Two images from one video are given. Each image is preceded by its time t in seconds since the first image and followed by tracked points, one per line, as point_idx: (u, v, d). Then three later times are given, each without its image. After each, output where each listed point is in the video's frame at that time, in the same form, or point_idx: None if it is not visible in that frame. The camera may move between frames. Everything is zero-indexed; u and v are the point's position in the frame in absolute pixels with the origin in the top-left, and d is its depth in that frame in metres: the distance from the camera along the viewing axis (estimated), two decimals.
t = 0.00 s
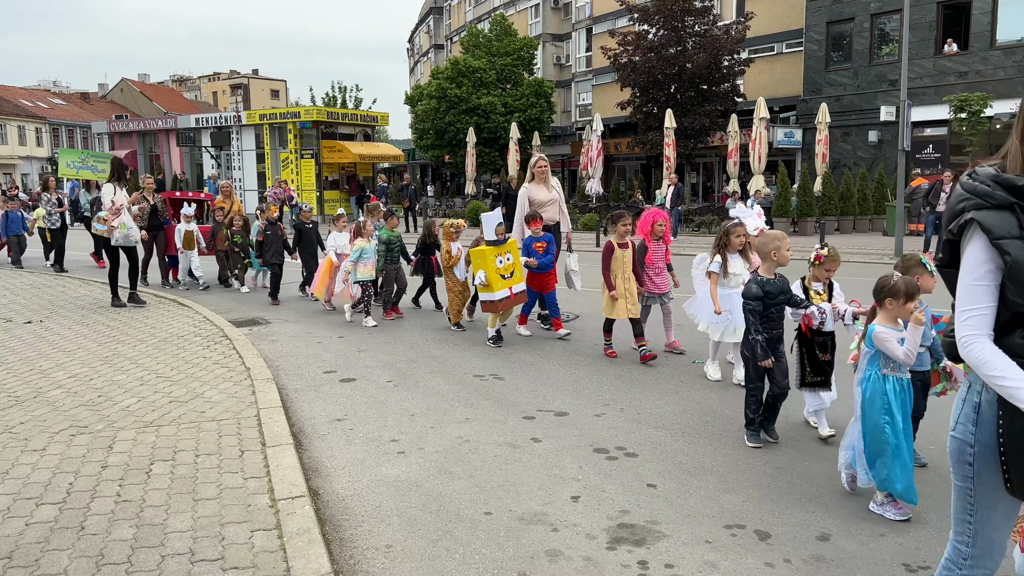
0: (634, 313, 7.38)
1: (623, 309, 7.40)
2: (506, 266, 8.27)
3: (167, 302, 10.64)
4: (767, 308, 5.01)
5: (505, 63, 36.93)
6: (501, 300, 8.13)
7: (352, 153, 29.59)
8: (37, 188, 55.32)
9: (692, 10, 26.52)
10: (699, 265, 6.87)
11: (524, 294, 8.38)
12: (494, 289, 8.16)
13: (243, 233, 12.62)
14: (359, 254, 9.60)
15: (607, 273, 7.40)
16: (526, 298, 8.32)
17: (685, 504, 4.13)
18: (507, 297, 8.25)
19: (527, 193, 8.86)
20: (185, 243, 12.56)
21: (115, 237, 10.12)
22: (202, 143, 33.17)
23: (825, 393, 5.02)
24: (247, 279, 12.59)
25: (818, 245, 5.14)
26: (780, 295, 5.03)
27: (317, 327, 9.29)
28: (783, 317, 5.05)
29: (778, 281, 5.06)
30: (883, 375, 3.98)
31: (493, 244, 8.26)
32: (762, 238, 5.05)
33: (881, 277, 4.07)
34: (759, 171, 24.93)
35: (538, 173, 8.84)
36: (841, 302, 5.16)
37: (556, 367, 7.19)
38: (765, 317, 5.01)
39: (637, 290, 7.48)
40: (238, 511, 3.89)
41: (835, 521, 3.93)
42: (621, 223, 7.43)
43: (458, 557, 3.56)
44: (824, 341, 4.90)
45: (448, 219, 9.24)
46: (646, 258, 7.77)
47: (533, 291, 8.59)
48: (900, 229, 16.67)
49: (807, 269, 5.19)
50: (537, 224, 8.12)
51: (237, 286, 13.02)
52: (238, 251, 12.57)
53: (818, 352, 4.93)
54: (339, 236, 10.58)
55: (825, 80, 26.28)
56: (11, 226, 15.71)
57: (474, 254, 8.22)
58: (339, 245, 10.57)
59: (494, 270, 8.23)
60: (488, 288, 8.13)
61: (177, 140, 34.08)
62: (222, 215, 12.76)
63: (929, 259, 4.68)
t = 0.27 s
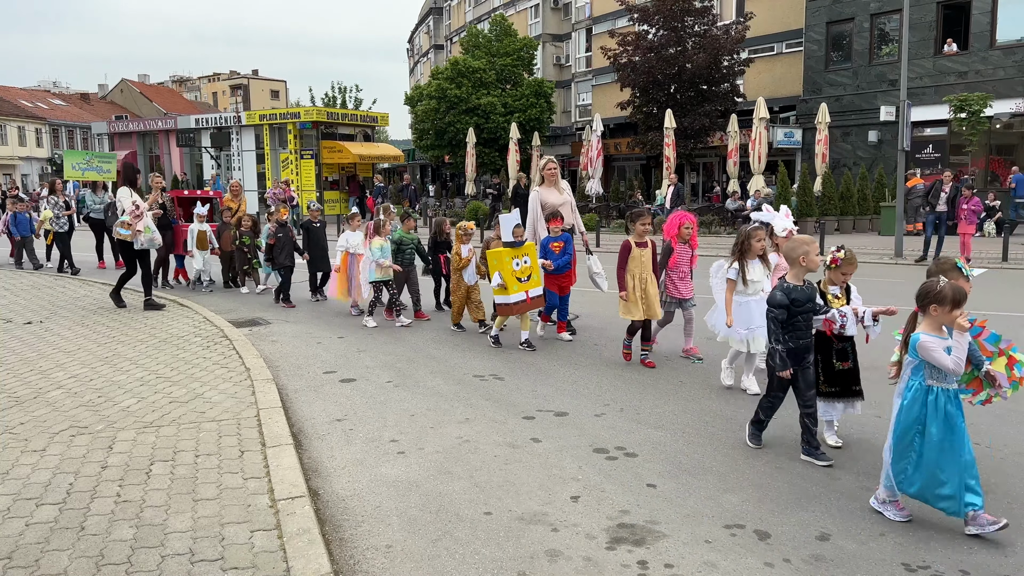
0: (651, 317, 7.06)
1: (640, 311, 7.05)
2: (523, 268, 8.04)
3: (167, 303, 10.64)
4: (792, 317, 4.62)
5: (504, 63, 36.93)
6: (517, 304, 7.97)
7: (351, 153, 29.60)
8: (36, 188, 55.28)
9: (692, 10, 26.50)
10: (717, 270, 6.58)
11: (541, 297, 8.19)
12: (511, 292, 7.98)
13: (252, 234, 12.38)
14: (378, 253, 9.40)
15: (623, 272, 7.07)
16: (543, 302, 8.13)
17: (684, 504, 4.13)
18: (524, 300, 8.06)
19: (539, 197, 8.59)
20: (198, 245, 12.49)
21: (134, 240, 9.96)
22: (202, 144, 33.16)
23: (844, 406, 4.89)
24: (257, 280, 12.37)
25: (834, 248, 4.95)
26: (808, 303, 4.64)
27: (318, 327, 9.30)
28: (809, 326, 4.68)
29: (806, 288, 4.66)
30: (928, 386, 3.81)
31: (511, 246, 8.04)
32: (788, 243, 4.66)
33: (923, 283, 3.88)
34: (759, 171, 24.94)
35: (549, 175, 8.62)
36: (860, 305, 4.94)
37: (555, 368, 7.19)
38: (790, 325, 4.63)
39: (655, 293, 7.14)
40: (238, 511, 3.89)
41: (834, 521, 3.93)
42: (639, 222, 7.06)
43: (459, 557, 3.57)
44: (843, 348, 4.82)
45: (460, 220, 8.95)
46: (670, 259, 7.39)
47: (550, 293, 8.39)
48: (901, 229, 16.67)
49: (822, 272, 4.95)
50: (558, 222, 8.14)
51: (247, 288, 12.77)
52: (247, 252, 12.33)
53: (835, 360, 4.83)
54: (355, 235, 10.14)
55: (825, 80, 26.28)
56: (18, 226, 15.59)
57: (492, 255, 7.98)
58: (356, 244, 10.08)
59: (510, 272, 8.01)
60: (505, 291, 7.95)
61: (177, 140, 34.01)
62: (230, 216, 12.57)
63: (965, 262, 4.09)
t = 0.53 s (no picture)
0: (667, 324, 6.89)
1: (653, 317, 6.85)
2: (538, 269, 7.87)
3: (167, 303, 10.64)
4: (821, 320, 4.51)
5: (504, 64, 36.95)
6: (533, 305, 7.80)
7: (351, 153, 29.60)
8: (37, 189, 55.31)
9: (692, 10, 26.48)
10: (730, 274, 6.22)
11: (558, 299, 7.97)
12: (525, 293, 7.83)
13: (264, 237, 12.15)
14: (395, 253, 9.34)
15: (634, 280, 6.97)
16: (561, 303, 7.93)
17: (684, 504, 4.14)
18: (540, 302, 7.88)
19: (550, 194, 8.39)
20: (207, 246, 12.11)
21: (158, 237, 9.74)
22: (202, 145, 33.16)
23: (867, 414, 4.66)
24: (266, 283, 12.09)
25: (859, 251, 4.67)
26: (837, 307, 4.54)
27: (318, 328, 9.30)
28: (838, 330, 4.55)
29: (835, 291, 4.56)
30: (984, 396, 3.60)
31: (526, 247, 7.92)
32: (815, 244, 4.56)
33: (984, 287, 3.68)
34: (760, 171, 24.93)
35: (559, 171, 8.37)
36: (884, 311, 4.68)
37: (556, 368, 7.19)
38: (819, 330, 4.51)
39: (670, 298, 6.97)
40: (239, 512, 3.90)
41: (835, 521, 3.93)
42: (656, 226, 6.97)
43: (459, 558, 3.57)
44: (866, 356, 4.58)
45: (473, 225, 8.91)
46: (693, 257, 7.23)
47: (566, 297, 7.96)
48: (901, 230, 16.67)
49: (846, 276, 4.70)
50: (569, 226, 7.84)
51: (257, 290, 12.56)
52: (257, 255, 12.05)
53: (858, 368, 4.59)
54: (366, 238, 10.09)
55: (825, 80, 26.28)
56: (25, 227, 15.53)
57: (507, 257, 7.90)
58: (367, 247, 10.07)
59: (525, 273, 7.87)
60: (520, 293, 7.83)
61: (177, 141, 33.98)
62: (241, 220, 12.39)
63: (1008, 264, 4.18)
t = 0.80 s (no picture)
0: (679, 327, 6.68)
1: (664, 321, 6.69)
2: (553, 273, 7.49)
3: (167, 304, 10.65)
4: (844, 332, 4.35)
5: (504, 64, 36.97)
6: (548, 310, 7.45)
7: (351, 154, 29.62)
8: (37, 190, 55.35)
9: (691, 10, 26.47)
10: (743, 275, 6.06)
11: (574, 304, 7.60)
12: (540, 299, 7.47)
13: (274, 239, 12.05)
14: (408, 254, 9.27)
15: (646, 276, 6.88)
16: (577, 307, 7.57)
17: (683, 504, 4.14)
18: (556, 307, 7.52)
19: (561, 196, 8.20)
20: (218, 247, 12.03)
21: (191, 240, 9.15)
22: (201, 145, 33.19)
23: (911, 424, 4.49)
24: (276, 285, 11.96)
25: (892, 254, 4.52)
26: (860, 316, 4.36)
27: (318, 329, 9.30)
28: (862, 340, 4.41)
29: (858, 299, 4.38)
30: None
31: (539, 251, 7.56)
32: (839, 249, 4.40)
33: None
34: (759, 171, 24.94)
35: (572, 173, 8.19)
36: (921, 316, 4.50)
37: (555, 368, 7.19)
38: (842, 342, 4.35)
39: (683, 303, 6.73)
40: (238, 513, 3.90)
41: (835, 521, 3.93)
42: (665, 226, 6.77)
43: (459, 558, 3.57)
44: (906, 363, 4.39)
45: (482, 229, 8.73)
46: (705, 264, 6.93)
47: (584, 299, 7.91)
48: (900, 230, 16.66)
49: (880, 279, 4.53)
50: (581, 226, 7.76)
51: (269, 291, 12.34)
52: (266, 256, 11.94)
53: (898, 376, 4.40)
54: (376, 240, 10.15)
55: (824, 80, 26.29)
56: (32, 229, 15.48)
57: (519, 262, 7.60)
58: (377, 250, 10.11)
59: (539, 278, 7.52)
60: (534, 298, 7.48)
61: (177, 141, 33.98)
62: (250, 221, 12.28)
63: None
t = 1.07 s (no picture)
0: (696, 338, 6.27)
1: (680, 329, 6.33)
2: (565, 277, 7.39)
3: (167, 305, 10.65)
4: (865, 337, 4.13)
5: (503, 65, 36.97)
6: (559, 313, 7.31)
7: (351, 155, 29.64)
8: (37, 191, 55.36)
9: (691, 10, 26.47)
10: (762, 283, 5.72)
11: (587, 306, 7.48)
12: (552, 301, 7.34)
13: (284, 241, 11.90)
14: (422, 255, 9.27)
15: (664, 286, 6.43)
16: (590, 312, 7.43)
17: (683, 504, 4.14)
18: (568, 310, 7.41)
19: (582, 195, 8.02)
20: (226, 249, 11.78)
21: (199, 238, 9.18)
22: (201, 146, 33.18)
23: (935, 440, 4.26)
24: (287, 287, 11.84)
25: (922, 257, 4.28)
26: (883, 322, 4.14)
27: (317, 329, 9.30)
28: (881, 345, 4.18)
29: (883, 304, 4.16)
30: None
31: (552, 252, 7.43)
32: (876, 253, 4.11)
33: None
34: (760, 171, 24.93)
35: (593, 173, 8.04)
36: (954, 324, 4.29)
37: (554, 369, 7.20)
38: (862, 347, 4.14)
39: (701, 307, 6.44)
40: (238, 514, 3.89)
41: (835, 521, 3.94)
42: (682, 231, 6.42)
43: (458, 559, 3.56)
44: (936, 374, 4.24)
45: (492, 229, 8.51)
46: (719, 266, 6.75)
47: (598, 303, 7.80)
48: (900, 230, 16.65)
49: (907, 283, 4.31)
50: (602, 228, 7.52)
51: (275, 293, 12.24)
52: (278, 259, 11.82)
53: (927, 388, 4.24)
54: (391, 239, 9.86)
55: (824, 80, 26.29)
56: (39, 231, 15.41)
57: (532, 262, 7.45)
58: (392, 249, 9.81)
59: (551, 281, 7.38)
60: (545, 300, 7.33)
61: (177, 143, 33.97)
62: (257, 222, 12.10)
63: None
